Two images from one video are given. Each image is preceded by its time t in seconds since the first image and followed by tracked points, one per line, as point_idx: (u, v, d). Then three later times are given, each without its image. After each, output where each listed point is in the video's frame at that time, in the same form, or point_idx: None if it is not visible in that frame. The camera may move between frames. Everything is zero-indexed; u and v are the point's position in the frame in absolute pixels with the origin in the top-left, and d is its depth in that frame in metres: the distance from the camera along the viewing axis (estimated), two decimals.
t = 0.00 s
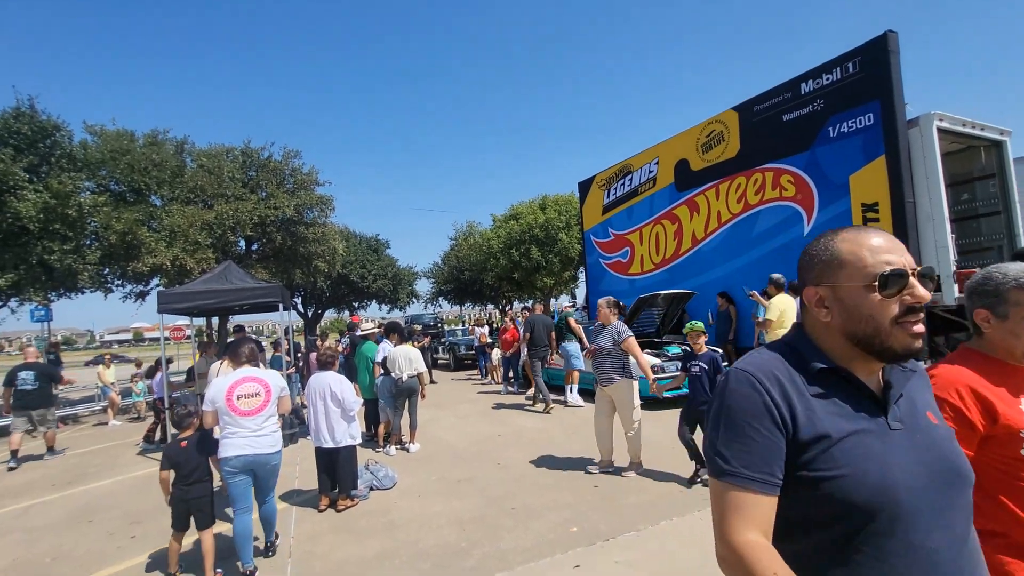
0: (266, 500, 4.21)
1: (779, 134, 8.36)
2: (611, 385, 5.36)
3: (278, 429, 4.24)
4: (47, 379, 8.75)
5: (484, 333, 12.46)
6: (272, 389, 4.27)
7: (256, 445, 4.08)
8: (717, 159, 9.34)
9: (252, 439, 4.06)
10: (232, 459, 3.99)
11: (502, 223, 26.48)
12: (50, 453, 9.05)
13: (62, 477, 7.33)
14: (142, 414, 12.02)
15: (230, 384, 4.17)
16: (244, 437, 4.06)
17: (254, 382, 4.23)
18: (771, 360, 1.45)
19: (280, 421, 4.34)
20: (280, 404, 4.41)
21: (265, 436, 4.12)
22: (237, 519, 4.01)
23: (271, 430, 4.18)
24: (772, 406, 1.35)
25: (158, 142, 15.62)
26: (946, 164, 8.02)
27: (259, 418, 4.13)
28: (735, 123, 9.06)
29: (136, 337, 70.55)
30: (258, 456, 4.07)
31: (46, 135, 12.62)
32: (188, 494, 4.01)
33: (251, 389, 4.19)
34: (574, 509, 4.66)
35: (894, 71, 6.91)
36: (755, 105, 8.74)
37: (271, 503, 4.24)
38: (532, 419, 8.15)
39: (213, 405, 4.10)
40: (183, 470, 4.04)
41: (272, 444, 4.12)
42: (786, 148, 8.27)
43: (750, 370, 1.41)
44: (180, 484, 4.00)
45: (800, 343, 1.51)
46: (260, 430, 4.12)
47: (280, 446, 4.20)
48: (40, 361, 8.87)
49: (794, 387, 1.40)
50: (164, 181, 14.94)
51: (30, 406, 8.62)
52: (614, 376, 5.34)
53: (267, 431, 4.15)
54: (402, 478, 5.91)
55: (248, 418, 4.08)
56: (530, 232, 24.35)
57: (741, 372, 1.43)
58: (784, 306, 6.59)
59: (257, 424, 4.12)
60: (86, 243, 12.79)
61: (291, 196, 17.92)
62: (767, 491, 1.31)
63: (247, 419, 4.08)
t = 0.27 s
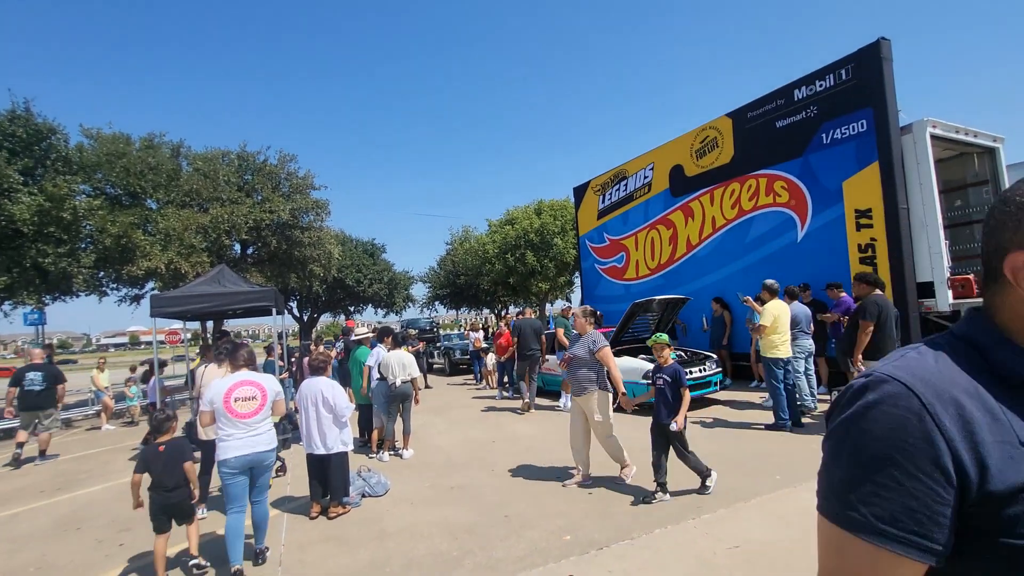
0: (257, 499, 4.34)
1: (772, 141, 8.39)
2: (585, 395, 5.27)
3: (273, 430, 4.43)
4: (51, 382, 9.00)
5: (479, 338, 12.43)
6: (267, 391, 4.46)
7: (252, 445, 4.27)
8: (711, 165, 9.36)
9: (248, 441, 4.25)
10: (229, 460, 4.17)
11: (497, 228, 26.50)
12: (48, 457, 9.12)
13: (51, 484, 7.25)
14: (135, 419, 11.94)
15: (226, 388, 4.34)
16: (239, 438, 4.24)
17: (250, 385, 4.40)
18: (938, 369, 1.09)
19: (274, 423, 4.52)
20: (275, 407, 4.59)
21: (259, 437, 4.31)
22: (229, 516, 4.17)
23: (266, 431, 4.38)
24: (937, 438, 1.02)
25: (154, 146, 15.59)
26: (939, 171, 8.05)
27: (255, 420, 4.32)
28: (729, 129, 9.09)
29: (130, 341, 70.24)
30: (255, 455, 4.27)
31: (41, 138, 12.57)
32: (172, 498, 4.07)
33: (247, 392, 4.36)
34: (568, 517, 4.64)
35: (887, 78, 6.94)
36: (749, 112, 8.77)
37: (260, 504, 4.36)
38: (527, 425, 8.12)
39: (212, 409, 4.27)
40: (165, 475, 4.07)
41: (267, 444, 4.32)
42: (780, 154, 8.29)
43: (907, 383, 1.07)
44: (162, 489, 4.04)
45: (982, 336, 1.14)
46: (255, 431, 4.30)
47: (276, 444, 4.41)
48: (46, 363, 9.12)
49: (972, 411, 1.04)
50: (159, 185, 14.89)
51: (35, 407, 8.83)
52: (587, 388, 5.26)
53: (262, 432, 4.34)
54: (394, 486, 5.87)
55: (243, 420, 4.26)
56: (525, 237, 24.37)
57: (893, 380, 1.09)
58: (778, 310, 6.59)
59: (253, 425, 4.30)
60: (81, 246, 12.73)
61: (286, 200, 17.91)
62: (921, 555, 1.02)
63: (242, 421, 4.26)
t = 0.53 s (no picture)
0: (250, 502, 4.32)
1: (765, 143, 8.41)
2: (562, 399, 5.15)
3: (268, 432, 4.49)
4: (46, 389, 8.91)
5: (474, 341, 12.38)
6: (264, 394, 4.54)
7: (248, 445, 4.32)
8: (705, 167, 9.38)
9: (244, 442, 4.30)
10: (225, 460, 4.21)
11: (491, 231, 26.48)
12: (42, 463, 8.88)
13: (39, 493, 7.13)
14: (126, 427, 11.78)
15: (223, 389, 4.39)
16: (235, 439, 4.29)
17: (247, 387, 4.47)
18: None
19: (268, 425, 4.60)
20: (269, 408, 4.69)
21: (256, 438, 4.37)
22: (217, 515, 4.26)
23: (261, 433, 4.44)
24: None
25: (145, 150, 15.47)
26: (930, 172, 8.09)
27: (252, 422, 4.38)
28: (722, 131, 9.11)
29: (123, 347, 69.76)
30: (249, 456, 4.31)
31: (30, 142, 12.43)
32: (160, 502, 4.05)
33: (245, 393, 4.44)
34: (564, 522, 4.59)
35: (877, 79, 6.97)
36: (741, 114, 8.79)
37: (252, 506, 4.33)
38: (522, 429, 8.08)
39: (208, 408, 4.30)
40: (153, 480, 4.04)
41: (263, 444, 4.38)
42: (772, 156, 8.31)
43: None
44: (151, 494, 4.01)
45: None
46: (251, 433, 4.37)
47: (270, 446, 4.47)
48: (40, 371, 9.02)
49: None
50: (151, 189, 14.76)
51: (28, 414, 8.73)
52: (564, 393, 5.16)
53: (258, 434, 4.40)
54: (389, 491, 5.82)
55: (240, 421, 4.32)
56: (519, 239, 24.35)
57: None
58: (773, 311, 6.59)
59: (250, 426, 4.36)
60: (71, 252, 12.59)
61: (279, 204, 17.81)
62: None
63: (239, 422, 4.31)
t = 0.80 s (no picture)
0: (238, 507, 4.22)
1: (755, 143, 8.45)
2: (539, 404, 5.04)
3: (255, 438, 4.45)
4: (32, 397, 8.72)
5: (466, 343, 12.33)
6: (251, 399, 4.50)
7: (233, 451, 4.27)
8: (695, 167, 9.41)
9: (229, 447, 4.25)
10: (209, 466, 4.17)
11: (483, 232, 26.44)
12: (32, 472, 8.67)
13: (24, 504, 6.99)
14: (112, 434, 11.56)
15: (210, 395, 4.36)
16: (221, 445, 4.26)
17: (234, 392, 4.44)
18: None
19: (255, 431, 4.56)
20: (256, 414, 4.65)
21: (241, 444, 4.32)
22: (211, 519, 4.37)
23: (247, 439, 4.40)
24: None
25: (131, 153, 15.29)
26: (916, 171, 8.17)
27: (238, 428, 4.34)
28: (711, 132, 9.15)
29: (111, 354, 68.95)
30: (236, 462, 4.27)
31: (13, 146, 12.23)
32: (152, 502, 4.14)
33: (232, 399, 4.40)
34: (558, 525, 4.56)
35: (864, 79, 7.02)
36: (730, 114, 8.84)
37: (240, 511, 4.22)
38: (516, 431, 8.05)
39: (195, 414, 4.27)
40: (144, 480, 4.14)
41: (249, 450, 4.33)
42: (762, 156, 8.35)
43: None
44: (141, 493, 4.10)
45: None
46: (237, 438, 4.33)
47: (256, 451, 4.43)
48: (26, 379, 8.88)
49: None
50: (137, 193, 14.58)
51: (18, 422, 8.58)
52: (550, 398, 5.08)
53: (244, 439, 4.35)
54: (381, 496, 5.76)
55: (226, 427, 4.28)
56: (511, 241, 24.33)
57: None
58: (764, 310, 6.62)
59: (235, 432, 4.32)
60: (55, 257, 12.39)
61: (268, 207, 17.67)
62: None
63: (225, 428, 4.27)
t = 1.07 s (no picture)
0: (221, 500, 4.38)
1: (745, 146, 8.53)
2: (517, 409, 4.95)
3: (235, 435, 4.56)
4: (15, 394, 8.61)
5: (457, 343, 12.31)
6: (231, 396, 4.58)
7: (213, 448, 4.37)
8: (686, 169, 9.47)
9: (209, 444, 4.35)
10: (189, 461, 4.28)
11: (474, 233, 26.41)
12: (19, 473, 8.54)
13: (6, 506, 6.88)
14: (96, 435, 11.36)
15: (190, 392, 4.44)
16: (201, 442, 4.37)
17: (213, 390, 4.54)
18: None
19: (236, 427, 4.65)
20: (236, 411, 4.72)
21: (221, 441, 4.42)
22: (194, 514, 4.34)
23: (227, 436, 4.49)
24: None
25: (118, 151, 15.11)
26: (902, 175, 8.27)
27: (218, 425, 4.43)
28: (702, 135, 9.22)
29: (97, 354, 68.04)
30: (216, 459, 4.38)
31: None
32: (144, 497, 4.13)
33: (211, 397, 4.48)
34: (549, 525, 4.57)
35: (852, 84, 7.11)
36: (721, 117, 8.90)
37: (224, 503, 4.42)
38: (506, 432, 8.04)
39: (175, 412, 4.37)
40: (136, 476, 4.13)
41: (227, 447, 4.42)
42: (752, 158, 8.43)
43: None
44: (132, 488, 4.09)
45: None
46: (217, 435, 4.42)
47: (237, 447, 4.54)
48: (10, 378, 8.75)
49: None
50: (123, 190, 14.39)
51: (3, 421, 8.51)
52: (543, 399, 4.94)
53: (224, 437, 4.45)
54: (371, 498, 5.73)
55: (207, 424, 4.37)
56: (502, 242, 24.32)
57: None
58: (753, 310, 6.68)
59: (216, 429, 4.41)
60: (39, 255, 12.21)
61: (258, 206, 17.53)
62: None
63: (205, 425, 4.36)
